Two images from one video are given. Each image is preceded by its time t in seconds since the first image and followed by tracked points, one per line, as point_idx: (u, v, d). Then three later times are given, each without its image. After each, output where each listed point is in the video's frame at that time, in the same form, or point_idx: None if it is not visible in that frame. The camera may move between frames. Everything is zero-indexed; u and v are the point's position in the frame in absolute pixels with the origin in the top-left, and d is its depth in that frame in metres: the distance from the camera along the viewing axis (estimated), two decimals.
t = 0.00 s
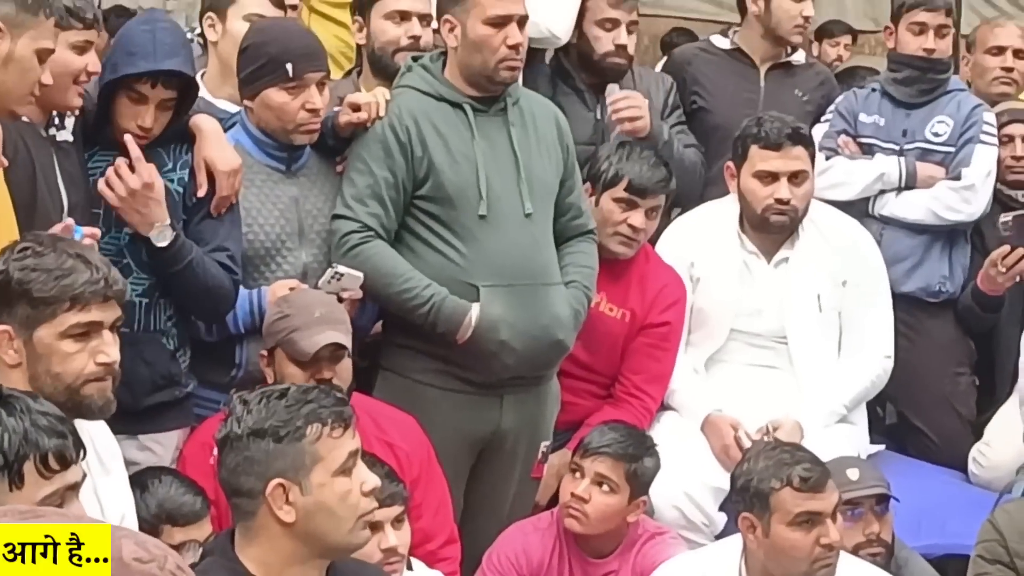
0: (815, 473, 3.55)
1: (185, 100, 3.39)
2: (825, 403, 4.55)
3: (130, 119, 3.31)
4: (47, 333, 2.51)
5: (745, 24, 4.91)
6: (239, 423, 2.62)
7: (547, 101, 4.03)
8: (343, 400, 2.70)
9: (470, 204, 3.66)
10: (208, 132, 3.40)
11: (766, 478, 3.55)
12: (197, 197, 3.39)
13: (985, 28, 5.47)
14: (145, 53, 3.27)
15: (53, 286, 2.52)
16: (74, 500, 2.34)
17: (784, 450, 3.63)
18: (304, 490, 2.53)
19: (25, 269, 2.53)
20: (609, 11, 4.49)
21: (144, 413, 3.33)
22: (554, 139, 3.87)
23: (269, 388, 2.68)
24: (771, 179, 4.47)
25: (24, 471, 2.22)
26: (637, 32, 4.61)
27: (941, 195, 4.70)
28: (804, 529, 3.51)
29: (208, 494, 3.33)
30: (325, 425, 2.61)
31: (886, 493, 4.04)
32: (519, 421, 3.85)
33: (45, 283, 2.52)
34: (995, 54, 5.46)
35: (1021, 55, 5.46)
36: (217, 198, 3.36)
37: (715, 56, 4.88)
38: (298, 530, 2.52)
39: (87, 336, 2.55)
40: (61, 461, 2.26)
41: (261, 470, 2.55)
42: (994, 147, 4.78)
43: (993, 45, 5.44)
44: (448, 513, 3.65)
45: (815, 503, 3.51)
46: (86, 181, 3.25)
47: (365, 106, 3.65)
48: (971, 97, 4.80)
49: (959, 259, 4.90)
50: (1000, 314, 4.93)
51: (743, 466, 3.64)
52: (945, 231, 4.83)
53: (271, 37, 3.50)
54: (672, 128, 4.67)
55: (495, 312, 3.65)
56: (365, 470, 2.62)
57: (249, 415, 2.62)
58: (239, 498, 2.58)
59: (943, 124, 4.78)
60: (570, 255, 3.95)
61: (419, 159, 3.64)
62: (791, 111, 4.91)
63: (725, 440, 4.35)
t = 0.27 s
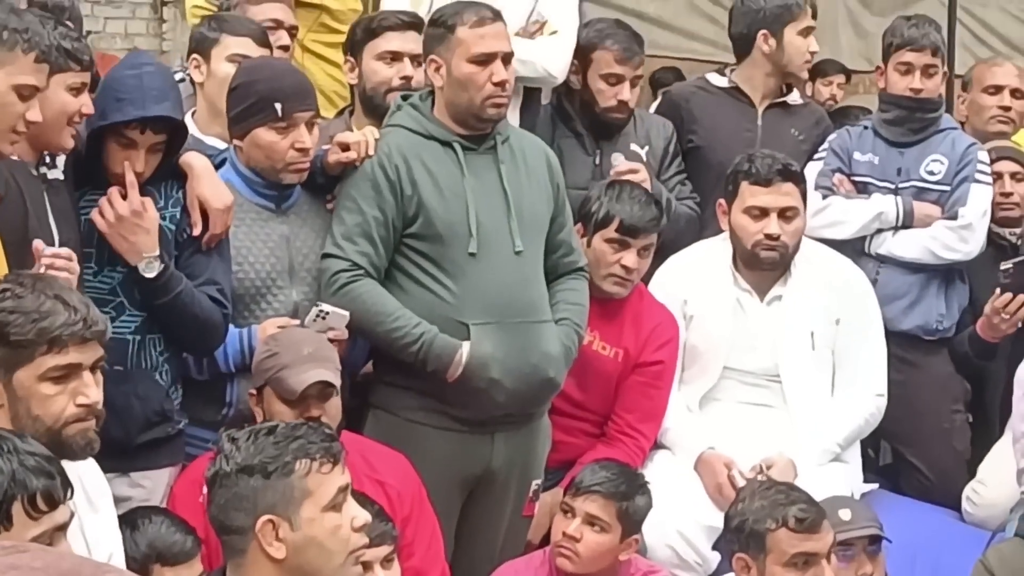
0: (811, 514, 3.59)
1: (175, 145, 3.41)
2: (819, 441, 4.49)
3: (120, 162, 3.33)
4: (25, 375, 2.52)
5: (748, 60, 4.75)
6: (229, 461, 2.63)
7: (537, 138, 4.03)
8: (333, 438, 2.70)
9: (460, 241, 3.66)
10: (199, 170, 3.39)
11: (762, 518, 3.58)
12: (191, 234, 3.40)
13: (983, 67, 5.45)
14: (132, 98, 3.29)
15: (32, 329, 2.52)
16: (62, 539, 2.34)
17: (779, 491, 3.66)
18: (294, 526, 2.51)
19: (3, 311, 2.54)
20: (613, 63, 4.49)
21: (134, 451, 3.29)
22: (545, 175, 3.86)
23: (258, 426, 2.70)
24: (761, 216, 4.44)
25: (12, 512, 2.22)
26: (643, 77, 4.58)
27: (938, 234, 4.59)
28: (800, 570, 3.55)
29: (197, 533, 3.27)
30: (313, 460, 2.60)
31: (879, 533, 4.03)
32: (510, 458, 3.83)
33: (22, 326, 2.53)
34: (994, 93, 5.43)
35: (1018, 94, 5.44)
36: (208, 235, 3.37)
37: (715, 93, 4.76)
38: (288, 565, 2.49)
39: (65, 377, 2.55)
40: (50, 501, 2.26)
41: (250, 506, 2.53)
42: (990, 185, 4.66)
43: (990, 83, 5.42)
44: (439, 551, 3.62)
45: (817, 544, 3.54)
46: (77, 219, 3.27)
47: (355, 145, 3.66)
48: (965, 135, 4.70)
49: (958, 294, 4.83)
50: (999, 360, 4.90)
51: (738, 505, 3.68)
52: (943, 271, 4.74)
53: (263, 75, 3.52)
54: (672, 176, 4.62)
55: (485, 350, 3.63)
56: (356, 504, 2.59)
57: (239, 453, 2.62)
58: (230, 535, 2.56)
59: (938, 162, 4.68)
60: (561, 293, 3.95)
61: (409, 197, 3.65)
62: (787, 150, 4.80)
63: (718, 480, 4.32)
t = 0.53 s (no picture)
0: (807, 535, 3.58)
1: (161, 159, 3.38)
2: (814, 461, 4.44)
3: (103, 169, 3.32)
4: (18, 395, 2.52)
5: (743, 79, 4.75)
6: (223, 482, 2.60)
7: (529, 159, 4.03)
8: (329, 460, 2.66)
9: (452, 262, 3.66)
10: (191, 191, 3.38)
11: (757, 539, 3.58)
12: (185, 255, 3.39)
13: (993, 97, 5.42)
14: (119, 102, 3.31)
15: (19, 347, 2.52)
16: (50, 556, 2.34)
17: (774, 511, 3.65)
18: (286, 550, 2.47)
19: None
20: (615, 93, 4.38)
21: (127, 471, 3.29)
22: (536, 194, 3.87)
23: (255, 448, 2.68)
24: (755, 237, 4.43)
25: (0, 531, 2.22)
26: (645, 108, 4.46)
27: (933, 254, 4.56)
28: None
29: (190, 555, 3.16)
30: (307, 484, 2.56)
31: (874, 555, 4.02)
32: (503, 478, 3.81)
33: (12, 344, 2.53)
34: (1002, 122, 5.36)
35: None
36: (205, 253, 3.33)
37: (708, 113, 4.75)
38: None
39: (57, 393, 2.56)
40: (36, 519, 2.25)
41: (243, 527, 2.50)
42: (984, 206, 4.63)
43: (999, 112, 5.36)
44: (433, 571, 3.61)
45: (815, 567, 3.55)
46: (70, 239, 3.25)
47: (345, 166, 3.67)
48: (961, 156, 4.67)
49: (955, 314, 4.78)
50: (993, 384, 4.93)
51: (733, 528, 3.68)
52: (937, 291, 4.69)
53: (255, 96, 3.54)
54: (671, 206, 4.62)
55: (478, 371, 3.61)
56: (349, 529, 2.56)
57: (233, 474, 2.60)
58: (222, 557, 2.52)
59: (932, 183, 4.65)
60: (554, 313, 3.94)
61: (400, 218, 3.64)
62: (782, 170, 4.78)
63: (711, 500, 4.29)
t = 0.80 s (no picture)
0: (801, 552, 3.57)
1: (143, 158, 3.30)
2: (809, 478, 4.41)
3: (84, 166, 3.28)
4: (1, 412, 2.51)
5: (726, 94, 4.77)
6: (211, 501, 2.62)
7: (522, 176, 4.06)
8: (320, 481, 2.66)
9: (446, 279, 3.66)
10: (185, 206, 3.38)
11: (752, 555, 3.57)
12: (181, 269, 3.34)
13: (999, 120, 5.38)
14: (105, 97, 3.30)
15: None
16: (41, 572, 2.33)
17: (768, 528, 3.66)
18: (271, 573, 2.49)
19: None
20: (610, 113, 4.36)
21: (123, 489, 3.27)
22: (529, 211, 3.90)
23: (244, 467, 2.69)
24: (750, 254, 4.41)
25: None
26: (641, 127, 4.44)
27: (924, 274, 4.47)
28: None
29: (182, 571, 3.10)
30: (294, 507, 2.57)
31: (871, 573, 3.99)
32: (497, 494, 3.80)
33: None
34: (1009, 143, 5.30)
35: None
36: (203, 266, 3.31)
37: (696, 130, 4.77)
38: None
39: (39, 409, 2.55)
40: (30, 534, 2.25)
41: (229, 549, 2.53)
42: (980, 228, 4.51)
43: (1005, 134, 5.30)
44: None
45: None
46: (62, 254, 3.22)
47: (337, 183, 3.67)
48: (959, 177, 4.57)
49: (949, 334, 4.74)
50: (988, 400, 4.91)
51: (727, 544, 3.67)
52: (930, 309, 4.65)
53: (250, 113, 3.52)
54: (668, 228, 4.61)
55: (473, 388, 3.62)
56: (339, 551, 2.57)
57: (220, 494, 2.61)
58: None
59: (927, 203, 4.55)
60: (548, 329, 3.94)
61: (393, 236, 3.64)
62: (775, 186, 4.78)
63: (706, 517, 4.23)
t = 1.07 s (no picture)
0: (792, 556, 3.56)
1: (136, 157, 3.29)
2: (803, 484, 4.35)
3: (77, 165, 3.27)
4: None
5: (709, 98, 4.77)
6: (195, 509, 2.63)
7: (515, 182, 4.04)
8: (303, 487, 2.67)
9: (438, 284, 3.63)
10: (175, 209, 3.36)
11: (744, 559, 3.56)
12: (172, 272, 3.33)
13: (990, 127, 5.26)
14: (99, 97, 3.30)
15: None
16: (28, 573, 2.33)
17: (759, 533, 3.65)
18: None
19: None
20: (596, 118, 4.33)
21: (114, 493, 3.24)
22: (520, 215, 3.87)
23: (228, 474, 2.70)
24: (744, 260, 4.34)
25: None
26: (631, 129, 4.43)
27: (913, 276, 4.37)
28: None
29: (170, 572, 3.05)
30: (277, 514, 2.57)
31: None
32: (490, 497, 3.78)
33: None
34: (1004, 150, 5.20)
35: None
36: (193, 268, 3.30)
37: (680, 137, 4.76)
38: None
39: (32, 406, 2.56)
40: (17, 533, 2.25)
41: (212, 558, 2.55)
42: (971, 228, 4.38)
43: (1003, 141, 5.19)
44: None
45: None
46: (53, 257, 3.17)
47: (327, 188, 3.63)
48: (949, 177, 4.44)
49: (944, 338, 4.67)
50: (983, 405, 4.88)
51: (718, 549, 3.66)
52: (927, 310, 4.58)
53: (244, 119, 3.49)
54: (665, 234, 4.57)
55: (466, 394, 3.60)
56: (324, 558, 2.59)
57: (203, 502, 2.62)
58: None
59: (917, 205, 4.43)
60: (542, 334, 3.91)
61: (386, 241, 3.61)
62: (765, 189, 4.77)
63: (703, 523, 4.16)
